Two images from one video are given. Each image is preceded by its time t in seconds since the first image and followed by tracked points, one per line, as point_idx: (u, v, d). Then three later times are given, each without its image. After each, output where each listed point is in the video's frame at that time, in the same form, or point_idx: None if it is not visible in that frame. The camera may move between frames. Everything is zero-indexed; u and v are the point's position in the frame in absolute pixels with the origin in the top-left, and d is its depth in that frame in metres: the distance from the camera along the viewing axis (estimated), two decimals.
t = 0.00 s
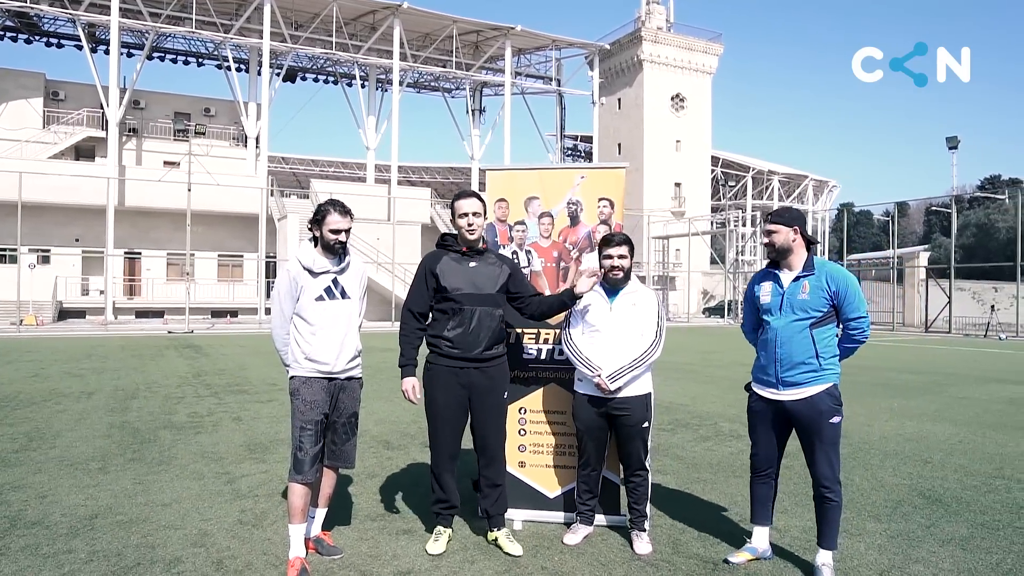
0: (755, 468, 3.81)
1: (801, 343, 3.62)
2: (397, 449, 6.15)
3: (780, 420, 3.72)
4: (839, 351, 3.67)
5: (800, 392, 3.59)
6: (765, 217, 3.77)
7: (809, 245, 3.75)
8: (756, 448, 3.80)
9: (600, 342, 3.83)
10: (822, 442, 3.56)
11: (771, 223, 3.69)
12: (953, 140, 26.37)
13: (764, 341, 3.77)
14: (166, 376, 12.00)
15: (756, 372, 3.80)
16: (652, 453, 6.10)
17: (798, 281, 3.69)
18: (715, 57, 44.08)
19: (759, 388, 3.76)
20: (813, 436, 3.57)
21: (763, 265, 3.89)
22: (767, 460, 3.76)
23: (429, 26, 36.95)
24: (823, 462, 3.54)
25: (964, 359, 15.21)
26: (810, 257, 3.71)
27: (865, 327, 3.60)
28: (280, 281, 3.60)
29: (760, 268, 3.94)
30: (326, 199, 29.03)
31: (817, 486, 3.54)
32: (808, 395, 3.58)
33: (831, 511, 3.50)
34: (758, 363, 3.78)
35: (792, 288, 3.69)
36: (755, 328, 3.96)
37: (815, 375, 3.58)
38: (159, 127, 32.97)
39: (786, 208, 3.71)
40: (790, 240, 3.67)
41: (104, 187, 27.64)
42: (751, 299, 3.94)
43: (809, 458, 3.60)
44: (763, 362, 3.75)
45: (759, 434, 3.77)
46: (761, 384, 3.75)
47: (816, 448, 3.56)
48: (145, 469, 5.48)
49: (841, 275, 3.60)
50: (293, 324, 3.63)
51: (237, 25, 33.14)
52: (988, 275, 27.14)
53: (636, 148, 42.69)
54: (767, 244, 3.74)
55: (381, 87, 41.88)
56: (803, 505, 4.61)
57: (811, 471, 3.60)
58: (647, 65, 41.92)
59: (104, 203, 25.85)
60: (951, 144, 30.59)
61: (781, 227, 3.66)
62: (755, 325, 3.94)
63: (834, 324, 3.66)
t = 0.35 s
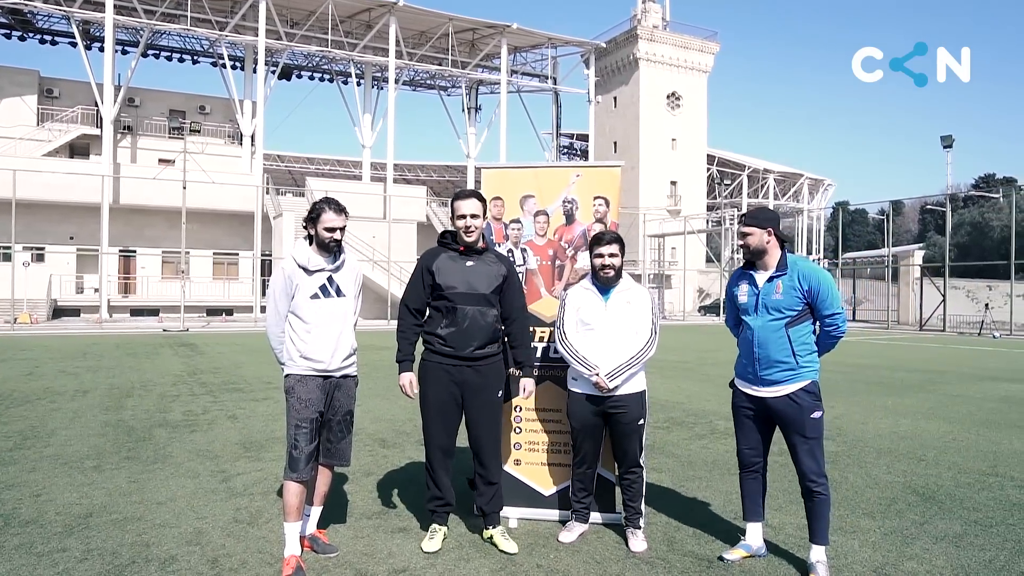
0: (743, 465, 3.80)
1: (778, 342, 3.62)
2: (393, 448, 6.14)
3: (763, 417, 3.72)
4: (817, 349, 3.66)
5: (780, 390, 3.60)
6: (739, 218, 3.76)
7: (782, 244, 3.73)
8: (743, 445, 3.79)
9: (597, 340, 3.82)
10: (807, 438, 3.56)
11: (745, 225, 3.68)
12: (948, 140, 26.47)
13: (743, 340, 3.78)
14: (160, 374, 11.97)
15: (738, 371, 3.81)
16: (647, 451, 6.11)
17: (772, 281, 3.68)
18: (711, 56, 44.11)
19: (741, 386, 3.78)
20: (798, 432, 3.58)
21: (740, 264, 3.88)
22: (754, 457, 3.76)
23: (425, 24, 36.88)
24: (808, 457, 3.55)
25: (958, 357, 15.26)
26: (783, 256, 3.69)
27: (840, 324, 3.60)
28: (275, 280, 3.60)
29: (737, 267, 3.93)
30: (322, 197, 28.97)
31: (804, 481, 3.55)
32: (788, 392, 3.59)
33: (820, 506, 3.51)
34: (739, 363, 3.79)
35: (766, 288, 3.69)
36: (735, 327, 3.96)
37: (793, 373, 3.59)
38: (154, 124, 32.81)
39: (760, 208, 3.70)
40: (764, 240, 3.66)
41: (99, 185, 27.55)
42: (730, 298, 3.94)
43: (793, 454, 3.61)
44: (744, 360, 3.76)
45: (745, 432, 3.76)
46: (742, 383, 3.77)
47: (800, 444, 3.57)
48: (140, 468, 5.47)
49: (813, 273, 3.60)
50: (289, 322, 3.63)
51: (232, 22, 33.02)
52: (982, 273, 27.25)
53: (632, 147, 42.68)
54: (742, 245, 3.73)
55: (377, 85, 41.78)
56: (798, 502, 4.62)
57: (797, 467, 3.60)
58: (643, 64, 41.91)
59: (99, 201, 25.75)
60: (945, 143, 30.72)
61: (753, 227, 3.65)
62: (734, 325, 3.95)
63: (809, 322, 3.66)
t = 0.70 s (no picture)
0: (733, 462, 3.78)
1: (759, 345, 3.59)
2: (388, 446, 6.10)
3: (746, 413, 3.70)
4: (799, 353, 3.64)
5: (759, 389, 3.59)
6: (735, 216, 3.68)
7: (777, 248, 3.67)
8: (731, 443, 3.76)
9: (590, 337, 3.80)
10: (789, 435, 3.54)
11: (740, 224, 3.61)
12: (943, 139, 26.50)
13: (727, 339, 3.75)
14: (154, 373, 11.91)
15: (721, 367, 3.80)
16: (644, 450, 6.08)
17: (761, 285, 3.64)
18: (706, 55, 44.10)
19: (723, 383, 3.77)
20: (783, 429, 3.55)
21: (732, 262, 3.83)
22: (742, 454, 3.73)
23: (421, 21, 36.78)
24: (789, 453, 3.52)
25: (954, 355, 15.28)
26: (775, 260, 3.63)
27: (826, 332, 3.55)
28: (268, 276, 3.56)
29: (729, 264, 3.88)
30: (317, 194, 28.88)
31: (792, 477, 3.53)
32: (767, 392, 3.58)
33: (809, 503, 3.48)
34: (722, 359, 3.78)
35: (754, 290, 3.65)
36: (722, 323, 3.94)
37: (772, 375, 3.57)
38: (148, 122, 32.63)
39: (757, 208, 3.62)
40: (757, 243, 3.59)
41: (93, 183, 27.39)
42: (719, 294, 3.91)
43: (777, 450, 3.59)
44: (727, 357, 3.75)
45: (731, 428, 3.74)
46: (723, 379, 3.76)
47: (785, 440, 3.54)
48: (132, 467, 5.42)
49: (803, 280, 3.53)
50: (282, 319, 3.59)
51: (227, 19, 32.88)
52: (977, 271, 27.31)
53: (628, 145, 42.65)
54: (735, 246, 3.68)
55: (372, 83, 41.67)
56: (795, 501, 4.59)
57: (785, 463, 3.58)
58: (639, 62, 41.87)
59: (93, 198, 25.59)
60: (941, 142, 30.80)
61: (748, 228, 3.58)
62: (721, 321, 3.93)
63: (794, 327, 3.62)
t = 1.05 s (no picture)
0: (734, 465, 3.73)
1: (764, 342, 3.54)
2: (384, 448, 6.04)
3: (747, 415, 3.65)
4: (804, 352, 3.58)
5: (765, 389, 3.53)
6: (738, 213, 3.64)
7: (780, 245, 3.63)
8: (732, 447, 3.71)
9: (588, 340, 3.74)
10: (792, 438, 3.48)
11: (743, 221, 3.57)
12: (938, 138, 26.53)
13: (731, 338, 3.70)
14: (148, 373, 11.82)
15: (724, 369, 3.74)
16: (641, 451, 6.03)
17: (765, 281, 3.59)
18: (702, 54, 44.10)
19: (726, 385, 3.71)
20: (785, 432, 3.49)
21: (735, 260, 3.78)
22: (743, 457, 3.68)
23: (416, 20, 36.64)
24: (793, 455, 3.47)
25: (950, 355, 15.26)
26: (779, 257, 3.59)
27: (831, 329, 3.50)
28: (261, 277, 3.49)
29: (732, 263, 3.83)
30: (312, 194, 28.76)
31: (795, 480, 3.47)
32: (773, 392, 3.52)
33: (812, 507, 3.44)
34: (725, 360, 3.72)
35: (759, 287, 3.60)
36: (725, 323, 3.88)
37: (777, 373, 3.51)
38: (143, 120, 32.46)
39: (760, 205, 3.57)
40: (762, 239, 3.55)
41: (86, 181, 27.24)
42: (721, 295, 3.85)
43: (779, 453, 3.54)
44: (731, 358, 3.69)
45: (734, 432, 3.69)
46: (726, 380, 3.70)
47: (787, 444, 3.49)
48: (124, 470, 5.36)
49: (807, 276, 3.49)
50: (276, 321, 3.53)
51: (222, 17, 32.72)
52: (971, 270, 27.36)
53: (623, 144, 42.61)
54: (739, 242, 3.63)
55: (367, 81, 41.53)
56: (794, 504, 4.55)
57: (787, 466, 3.53)
58: (635, 61, 41.83)
59: (86, 197, 25.43)
60: (935, 141, 30.84)
61: (752, 224, 3.54)
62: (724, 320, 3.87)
63: (799, 325, 3.57)
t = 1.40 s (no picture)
0: (750, 475, 3.64)
1: (792, 345, 3.46)
2: (380, 452, 5.92)
3: (767, 424, 3.57)
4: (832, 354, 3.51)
5: (793, 396, 3.44)
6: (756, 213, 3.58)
7: (800, 244, 3.58)
8: (750, 455, 3.62)
9: (591, 345, 3.66)
10: (815, 447, 3.40)
11: (762, 220, 3.51)
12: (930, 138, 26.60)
13: (754, 343, 3.61)
14: (139, 374, 11.66)
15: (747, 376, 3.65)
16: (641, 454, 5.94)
17: (789, 281, 3.52)
18: (695, 53, 44.10)
19: (750, 392, 3.61)
20: (808, 441, 3.41)
21: (753, 262, 3.71)
22: (761, 467, 3.59)
23: (409, 18, 36.47)
24: (816, 465, 3.38)
25: (946, 356, 15.24)
26: (800, 257, 3.54)
27: (860, 327, 3.43)
28: (255, 280, 3.38)
29: (750, 266, 3.76)
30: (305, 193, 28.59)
31: (815, 491, 3.39)
32: (800, 398, 3.43)
33: (832, 519, 3.34)
34: (748, 366, 3.63)
35: (782, 288, 3.53)
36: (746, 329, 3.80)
37: (806, 378, 3.42)
38: (134, 119, 32.19)
39: (778, 203, 3.52)
40: (781, 239, 3.49)
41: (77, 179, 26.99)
42: (741, 299, 3.77)
43: (802, 462, 3.45)
44: (754, 364, 3.60)
45: (752, 441, 3.60)
46: (751, 388, 3.60)
47: (811, 453, 3.41)
48: (114, 476, 5.23)
49: (832, 273, 3.43)
50: (271, 325, 3.43)
51: (214, 15, 32.47)
52: (964, 270, 27.45)
53: (617, 143, 42.57)
54: (757, 242, 3.58)
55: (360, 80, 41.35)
56: (799, 510, 4.48)
57: (808, 476, 3.44)
58: (628, 60, 41.80)
59: (76, 195, 25.19)
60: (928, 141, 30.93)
61: (771, 224, 3.48)
62: (744, 325, 3.78)
63: (826, 325, 3.50)
